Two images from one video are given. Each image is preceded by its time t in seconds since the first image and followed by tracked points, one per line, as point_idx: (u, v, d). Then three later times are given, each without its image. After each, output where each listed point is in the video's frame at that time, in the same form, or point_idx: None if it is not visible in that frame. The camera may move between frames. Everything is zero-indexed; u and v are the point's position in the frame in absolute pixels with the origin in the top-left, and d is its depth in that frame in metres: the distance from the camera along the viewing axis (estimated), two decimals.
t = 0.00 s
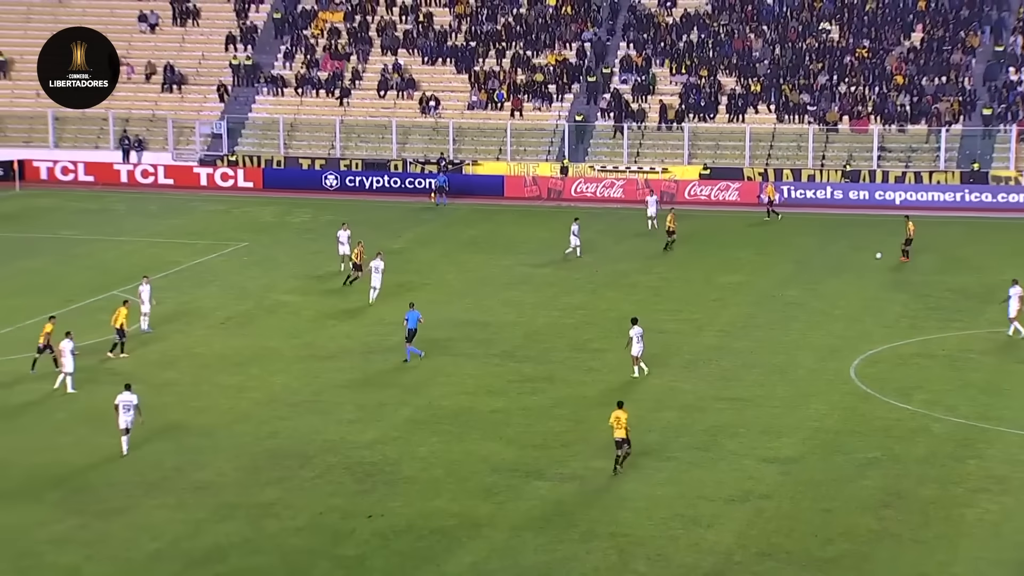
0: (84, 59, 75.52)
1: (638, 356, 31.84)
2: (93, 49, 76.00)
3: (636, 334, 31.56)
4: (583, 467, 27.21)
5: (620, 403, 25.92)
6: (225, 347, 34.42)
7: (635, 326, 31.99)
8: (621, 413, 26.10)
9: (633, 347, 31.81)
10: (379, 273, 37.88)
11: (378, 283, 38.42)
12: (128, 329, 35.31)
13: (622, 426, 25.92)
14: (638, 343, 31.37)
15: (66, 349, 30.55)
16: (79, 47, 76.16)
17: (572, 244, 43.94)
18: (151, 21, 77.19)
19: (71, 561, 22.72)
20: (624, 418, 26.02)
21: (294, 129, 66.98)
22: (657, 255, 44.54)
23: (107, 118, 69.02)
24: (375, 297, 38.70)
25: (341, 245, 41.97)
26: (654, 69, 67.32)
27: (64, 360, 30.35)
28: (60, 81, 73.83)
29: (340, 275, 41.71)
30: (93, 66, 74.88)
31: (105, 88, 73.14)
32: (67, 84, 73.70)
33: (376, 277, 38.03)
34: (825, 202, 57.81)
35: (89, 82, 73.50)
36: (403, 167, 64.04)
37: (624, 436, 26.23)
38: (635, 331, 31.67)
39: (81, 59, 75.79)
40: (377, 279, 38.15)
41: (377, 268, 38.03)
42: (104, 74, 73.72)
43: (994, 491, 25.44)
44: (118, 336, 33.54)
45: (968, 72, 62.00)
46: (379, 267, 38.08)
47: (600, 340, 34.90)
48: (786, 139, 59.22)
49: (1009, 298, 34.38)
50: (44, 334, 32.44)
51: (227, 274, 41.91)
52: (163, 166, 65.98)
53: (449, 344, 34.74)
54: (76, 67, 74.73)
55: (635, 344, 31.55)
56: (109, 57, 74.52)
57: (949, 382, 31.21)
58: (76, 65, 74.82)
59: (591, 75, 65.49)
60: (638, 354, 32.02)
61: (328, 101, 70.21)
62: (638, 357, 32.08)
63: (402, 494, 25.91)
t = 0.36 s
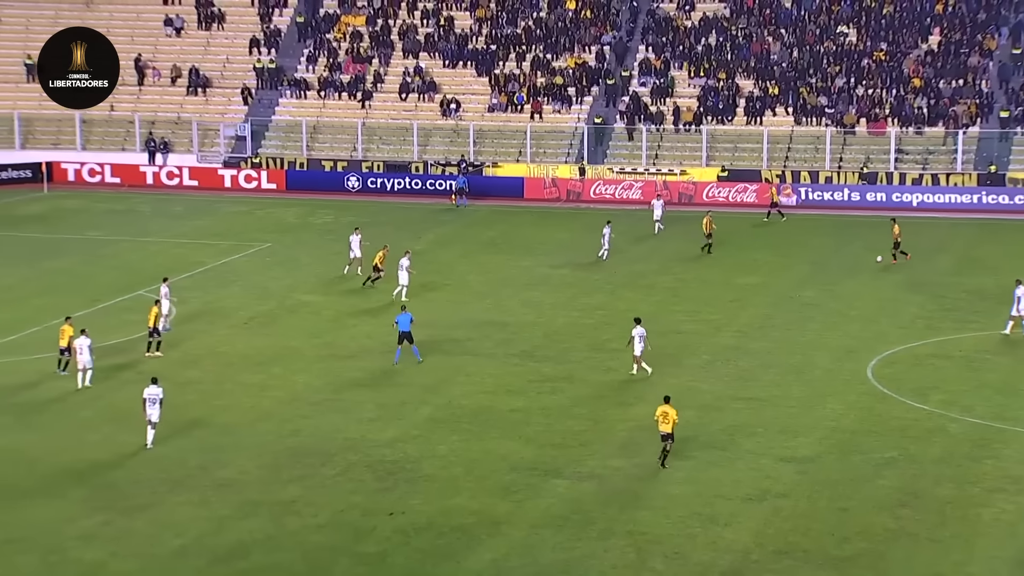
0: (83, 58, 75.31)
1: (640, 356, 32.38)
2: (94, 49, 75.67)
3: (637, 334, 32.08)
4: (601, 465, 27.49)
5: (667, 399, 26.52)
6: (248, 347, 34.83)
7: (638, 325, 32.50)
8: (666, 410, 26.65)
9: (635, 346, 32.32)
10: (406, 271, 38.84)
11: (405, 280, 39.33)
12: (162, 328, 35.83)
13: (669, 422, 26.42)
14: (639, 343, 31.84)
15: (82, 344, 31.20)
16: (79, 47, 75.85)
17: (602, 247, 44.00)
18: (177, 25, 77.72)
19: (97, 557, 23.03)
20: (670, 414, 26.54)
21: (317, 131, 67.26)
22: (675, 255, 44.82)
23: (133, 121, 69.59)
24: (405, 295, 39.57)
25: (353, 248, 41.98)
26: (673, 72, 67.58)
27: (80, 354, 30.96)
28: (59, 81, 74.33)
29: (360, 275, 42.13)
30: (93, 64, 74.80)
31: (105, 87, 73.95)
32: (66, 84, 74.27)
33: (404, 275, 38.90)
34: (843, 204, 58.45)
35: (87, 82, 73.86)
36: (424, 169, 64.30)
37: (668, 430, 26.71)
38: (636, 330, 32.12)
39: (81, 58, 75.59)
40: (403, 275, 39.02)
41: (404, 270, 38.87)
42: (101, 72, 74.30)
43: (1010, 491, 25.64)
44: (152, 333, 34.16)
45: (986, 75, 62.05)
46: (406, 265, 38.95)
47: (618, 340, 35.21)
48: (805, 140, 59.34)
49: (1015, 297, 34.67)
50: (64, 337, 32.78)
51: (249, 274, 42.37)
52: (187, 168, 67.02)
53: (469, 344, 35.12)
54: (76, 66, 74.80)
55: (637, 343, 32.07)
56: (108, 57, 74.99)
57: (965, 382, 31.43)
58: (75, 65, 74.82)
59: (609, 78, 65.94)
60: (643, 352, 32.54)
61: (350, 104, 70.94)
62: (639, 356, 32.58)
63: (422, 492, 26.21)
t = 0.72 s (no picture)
0: (84, 59, 76.36)
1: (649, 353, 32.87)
2: (94, 50, 76.82)
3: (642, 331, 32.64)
4: (623, 463, 27.76)
5: (709, 391, 27.28)
6: (273, 346, 35.21)
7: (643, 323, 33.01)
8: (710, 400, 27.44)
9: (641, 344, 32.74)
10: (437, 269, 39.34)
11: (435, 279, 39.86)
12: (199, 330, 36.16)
13: (713, 413, 27.15)
14: (645, 342, 32.32)
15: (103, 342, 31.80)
16: (79, 47, 77.09)
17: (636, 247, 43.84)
18: (204, 28, 78.34)
19: (126, 552, 23.32)
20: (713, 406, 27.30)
21: (341, 133, 68.12)
22: (695, 256, 45.13)
23: (161, 123, 70.58)
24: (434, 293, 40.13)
25: (371, 248, 42.16)
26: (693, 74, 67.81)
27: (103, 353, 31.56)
28: (60, 82, 75.13)
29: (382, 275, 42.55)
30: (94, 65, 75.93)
31: (105, 88, 74.73)
32: (68, 85, 74.96)
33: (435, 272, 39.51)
34: (862, 204, 58.76)
35: (89, 82, 74.66)
36: (446, 170, 64.58)
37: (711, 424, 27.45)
38: (643, 327, 32.70)
39: (81, 58, 76.60)
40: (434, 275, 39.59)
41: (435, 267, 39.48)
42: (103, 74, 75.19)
43: None
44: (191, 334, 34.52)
45: (1005, 77, 62.10)
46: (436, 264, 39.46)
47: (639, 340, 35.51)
48: (824, 142, 59.93)
49: None
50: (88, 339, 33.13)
51: (273, 274, 42.79)
52: (214, 169, 67.57)
53: (492, 343, 35.50)
54: (77, 66, 75.82)
55: (642, 342, 32.56)
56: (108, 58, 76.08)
57: (984, 382, 31.65)
58: (77, 65, 75.80)
59: (630, 80, 66.33)
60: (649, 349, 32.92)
61: (374, 106, 71.47)
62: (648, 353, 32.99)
63: (444, 489, 26.50)
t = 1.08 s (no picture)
0: (83, 57, 78.24)
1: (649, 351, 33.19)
2: (93, 49, 78.61)
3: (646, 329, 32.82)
4: (641, 462, 28.02)
5: (747, 389, 27.43)
6: (296, 346, 35.62)
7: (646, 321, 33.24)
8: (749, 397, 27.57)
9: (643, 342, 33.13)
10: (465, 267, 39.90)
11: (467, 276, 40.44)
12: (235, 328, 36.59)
13: (751, 411, 27.33)
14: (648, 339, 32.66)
15: (126, 338, 32.50)
16: (79, 47, 78.58)
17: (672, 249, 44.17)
18: (229, 31, 78.96)
19: (151, 547, 23.70)
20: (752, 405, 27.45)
21: (364, 135, 68.73)
22: (713, 257, 45.38)
23: (187, 125, 71.47)
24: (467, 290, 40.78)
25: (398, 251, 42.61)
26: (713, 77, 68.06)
27: (127, 348, 32.30)
28: (60, 81, 76.84)
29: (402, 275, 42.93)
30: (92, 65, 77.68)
31: (104, 87, 76.86)
32: (66, 85, 76.76)
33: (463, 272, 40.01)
34: (881, 206, 58.87)
35: (88, 82, 76.65)
36: (468, 171, 64.95)
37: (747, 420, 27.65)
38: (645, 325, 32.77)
39: (80, 59, 78.43)
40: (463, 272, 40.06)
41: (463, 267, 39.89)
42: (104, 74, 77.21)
43: None
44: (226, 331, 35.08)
45: None
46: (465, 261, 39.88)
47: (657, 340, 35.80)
48: (843, 144, 60.12)
49: None
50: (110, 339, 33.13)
51: (294, 274, 43.22)
52: (239, 170, 68.18)
53: (512, 342, 35.87)
54: (78, 66, 77.54)
55: (647, 339, 32.81)
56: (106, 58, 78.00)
57: (1002, 382, 31.83)
58: (76, 65, 77.59)
59: (650, 83, 66.69)
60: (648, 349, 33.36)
61: (396, 108, 71.97)
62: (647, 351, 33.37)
63: (465, 487, 26.82)
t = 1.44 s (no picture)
0: (83, 55, 78.44)
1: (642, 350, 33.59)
2: (93, 50, 78.66)
3: (639, 329, 33.26)
4: (649, 461, 28.26)
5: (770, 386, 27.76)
6: (306, 346, 35.92)
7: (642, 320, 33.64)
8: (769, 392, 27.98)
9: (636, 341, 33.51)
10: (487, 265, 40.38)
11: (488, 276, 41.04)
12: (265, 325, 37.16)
13: (773, 407, 27.64)
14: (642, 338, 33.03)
15: (136, 336, 32.94)
16: (79, 47, 78.71)
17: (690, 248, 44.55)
18: (241, 34, 79.47)
19: (164, 545, 24.00)
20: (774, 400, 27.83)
21: (375, 136, 68.94)
22: (721, 257, 45.60)
23: (199, 126, 71.85)
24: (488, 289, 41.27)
25: (416, 251, 42.96)
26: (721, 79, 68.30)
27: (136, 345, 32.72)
28: (60, 81, 77.05)
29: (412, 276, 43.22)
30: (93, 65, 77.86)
31: (105, 88, 77.21)
32: (66, 85, 76.95)
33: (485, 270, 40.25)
34: (888, 207, 59.07)
35: (88, 82, 76.95)
36: (478, 173, 65.13)
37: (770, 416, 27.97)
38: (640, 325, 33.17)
39: (80, 58, 78.49)
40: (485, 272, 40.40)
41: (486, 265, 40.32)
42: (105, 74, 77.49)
43: None
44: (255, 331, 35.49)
45: None
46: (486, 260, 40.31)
47: (665, 340, 36.03)
48: (850, 146, 60.36)
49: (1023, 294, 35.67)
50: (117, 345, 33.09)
51: (305, 275, 43.54)
52: (251, 171, 68.60)
53: (521, 342, 36.15)
54: (77, 67, 77.78)
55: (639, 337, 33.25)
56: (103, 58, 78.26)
57: (1009, 382, 32.02)
58: (76, 65, 77.82)
59: (659, 85, 66.87)
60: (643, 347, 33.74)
61: (407, 110, 72.35)
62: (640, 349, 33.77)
63: (474, 486, 27.07)
